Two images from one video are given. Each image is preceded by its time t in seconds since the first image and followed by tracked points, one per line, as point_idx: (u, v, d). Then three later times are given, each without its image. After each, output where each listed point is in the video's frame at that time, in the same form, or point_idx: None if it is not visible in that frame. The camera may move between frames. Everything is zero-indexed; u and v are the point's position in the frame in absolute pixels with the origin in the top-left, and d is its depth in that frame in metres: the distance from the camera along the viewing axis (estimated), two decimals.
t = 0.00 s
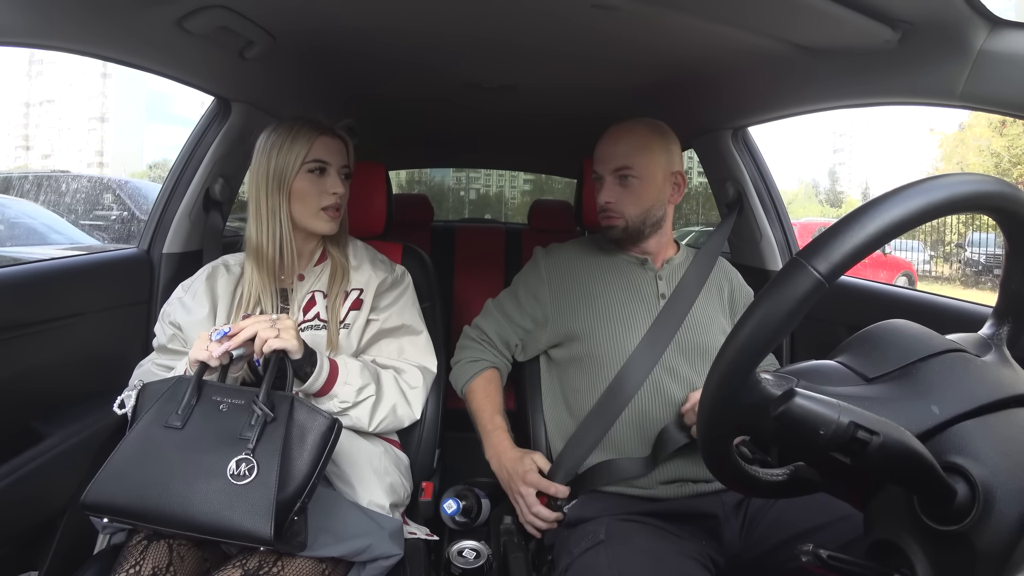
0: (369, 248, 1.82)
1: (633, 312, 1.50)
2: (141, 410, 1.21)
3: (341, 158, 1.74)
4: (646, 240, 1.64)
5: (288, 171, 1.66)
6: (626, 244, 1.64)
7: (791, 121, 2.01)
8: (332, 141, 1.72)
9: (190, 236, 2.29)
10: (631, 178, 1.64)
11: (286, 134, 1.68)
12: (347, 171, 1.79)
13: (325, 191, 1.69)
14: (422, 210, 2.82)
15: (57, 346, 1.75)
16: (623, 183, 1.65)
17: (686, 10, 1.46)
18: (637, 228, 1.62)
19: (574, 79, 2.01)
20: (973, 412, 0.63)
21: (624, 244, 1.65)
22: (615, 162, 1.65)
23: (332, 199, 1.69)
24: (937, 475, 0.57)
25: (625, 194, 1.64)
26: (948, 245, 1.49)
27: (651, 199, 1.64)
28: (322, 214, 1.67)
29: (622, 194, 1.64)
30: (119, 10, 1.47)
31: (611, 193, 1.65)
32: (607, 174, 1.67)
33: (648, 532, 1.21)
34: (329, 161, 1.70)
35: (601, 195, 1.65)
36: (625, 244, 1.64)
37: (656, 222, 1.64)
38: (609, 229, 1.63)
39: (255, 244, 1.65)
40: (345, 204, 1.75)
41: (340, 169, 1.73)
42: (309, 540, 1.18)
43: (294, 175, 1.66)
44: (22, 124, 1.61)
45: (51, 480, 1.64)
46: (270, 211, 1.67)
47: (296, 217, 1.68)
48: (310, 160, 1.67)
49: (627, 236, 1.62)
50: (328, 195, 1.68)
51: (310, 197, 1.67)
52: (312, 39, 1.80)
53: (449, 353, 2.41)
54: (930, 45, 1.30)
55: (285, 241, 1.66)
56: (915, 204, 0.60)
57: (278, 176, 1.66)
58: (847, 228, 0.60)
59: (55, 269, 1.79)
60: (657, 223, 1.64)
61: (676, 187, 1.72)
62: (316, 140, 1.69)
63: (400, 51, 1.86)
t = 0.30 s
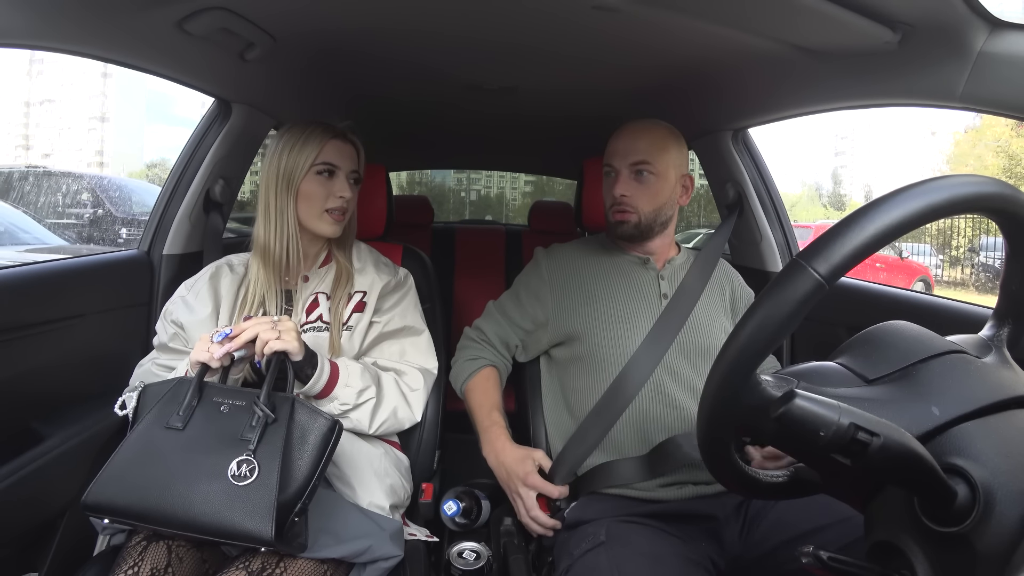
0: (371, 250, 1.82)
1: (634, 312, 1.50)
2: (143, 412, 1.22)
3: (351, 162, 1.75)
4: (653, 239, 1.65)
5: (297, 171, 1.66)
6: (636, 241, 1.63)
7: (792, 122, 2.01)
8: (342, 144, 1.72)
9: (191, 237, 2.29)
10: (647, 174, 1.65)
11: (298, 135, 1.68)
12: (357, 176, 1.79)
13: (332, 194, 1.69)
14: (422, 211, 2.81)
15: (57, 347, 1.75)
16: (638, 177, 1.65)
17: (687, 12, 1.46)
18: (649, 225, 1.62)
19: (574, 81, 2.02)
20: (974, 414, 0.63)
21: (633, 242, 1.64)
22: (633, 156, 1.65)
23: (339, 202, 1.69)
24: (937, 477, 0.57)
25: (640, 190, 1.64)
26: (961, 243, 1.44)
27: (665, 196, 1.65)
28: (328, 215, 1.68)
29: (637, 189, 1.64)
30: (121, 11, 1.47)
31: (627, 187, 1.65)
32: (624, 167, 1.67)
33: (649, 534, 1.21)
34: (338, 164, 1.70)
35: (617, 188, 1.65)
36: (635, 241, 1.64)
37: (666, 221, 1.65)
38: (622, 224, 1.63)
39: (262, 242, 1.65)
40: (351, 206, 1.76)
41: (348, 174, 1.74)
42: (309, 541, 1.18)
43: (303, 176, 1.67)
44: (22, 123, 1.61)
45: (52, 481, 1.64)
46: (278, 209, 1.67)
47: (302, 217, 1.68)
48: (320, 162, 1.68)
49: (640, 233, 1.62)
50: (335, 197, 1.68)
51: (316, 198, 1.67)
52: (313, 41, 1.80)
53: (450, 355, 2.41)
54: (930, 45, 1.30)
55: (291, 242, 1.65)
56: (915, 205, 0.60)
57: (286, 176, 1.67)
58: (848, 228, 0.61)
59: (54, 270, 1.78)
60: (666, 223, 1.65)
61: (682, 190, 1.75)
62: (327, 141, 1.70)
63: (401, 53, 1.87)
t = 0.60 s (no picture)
0: (370, 250, 1.82)
1: (630, 313, 1.50)
2: (143, 413, 1.22)
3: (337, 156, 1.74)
4: (644, 236, 1.65)
5: (279, 172, 1.66)
6: (626, 238, 1.64)
7: (792, 123, 2.01)
8: (326, 140, 1.71)
9: (191, 237, 2.29)
10: (636, 170, 1.65)
11: (279, 134, 1.68)
12: (343, 171, 1.77)
13: (316, 190, 1.68)
14: (422, 211, 2.82)
15: (57, 347, 1.75)
16: (627, 174, 1.65)
17: (687, 13, 1.46)
18: (639, 222, 1.63)
19: (574, 81, 2.02)
20: (975, 414, 0.63)
21: (624, 238, 1.65)
22: (620, 152, 1.66)
23: (323, 198, 1.68)
24: (937, 477, 0.57)
25: (629, 186, 1.64)
26: (969, 248, 1.41)
27: (654, 193, 1.65)
28: (314, 212, 1.67)
29: (626, 186, 1.64)
30: (121, 12, 1.47)
31: (616, 183, 1.65)
32: (612, 164, 1.67)
33: (649, 534, 1.21)
34: (321, 160, 1.69)
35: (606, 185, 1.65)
36: (626, 238, 1.64)
37: (656, 219, 1.65)
38: (612, 221, 1.63)
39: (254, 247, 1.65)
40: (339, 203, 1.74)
41: (334, 169, 1.72)
42: (309, 541, 1.18)
43: (285, 176, 1.67)
44: (22, 123, 1.60)
45: (52, 481, 1.64)
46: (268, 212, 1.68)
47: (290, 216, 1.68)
48: (299, 159, 1.67)
49: (629, 229, 1.63)
50: (319, 194, 1.68)
51: (302, 196, 1.67)
52: (312, 41, 1.80)
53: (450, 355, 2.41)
54: (930, 46, 1.30)
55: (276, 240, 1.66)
56: (915, 205, 0.60)
57: (269, 176, 1.67)
58: (848, 228, 0.61)
59: (53, 271, 1.78)
60: (656, 220, 1.65)
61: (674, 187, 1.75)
62: (309, 138, 1.69)
63: (401, 53, 1.87)
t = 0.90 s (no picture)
0: (370, 249, 1.82)
1: (632, 312, 1.50)
2: (143, 413, 1.22)
3: (324, 152, 1.70)
4: (649, 237, 1.66)
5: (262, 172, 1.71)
6: (631, 238, 1.64)
7: (792, 122, 2.01)
8: (307, 135, 1.69)
9: (191, 237, 2.29)
10: (646, 169, 1.65)
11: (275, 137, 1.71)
12: (330, 168, 1.71)
13: (289, 184, 1.67)
14: (422, 211, 2.82)
15: (57, 347, 1.75)
16: (638, 173, 1.65)
17: (687, 12, 1.46)
18: (647, 222, 1.63)
19: (575, 81, 2.02)
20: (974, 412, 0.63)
21: (631, 238, 1.64)
22: (632, 151, 1.66)
23: (298, 193, 1.66)
24: (936, 476, 0.57)
25: (638, 184, 1.64)
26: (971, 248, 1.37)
27: (662, 194, 1.66)
28: (286, 207, 1.66)
29: (637, 184, 1.64)
30: (121, 11, 1.47)
31: (627, 181, 1.65)
32: (628, 161, 1.66)
33: (648, 534, 1.22)
34: (298, 156, 1.68)
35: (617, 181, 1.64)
36: (633, 238, 1.64)
37: (663, 219, 1.66)
38: (621, 219, 1.62)
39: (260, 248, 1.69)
40: (321, 198, 1.69)
41: (311, 164, 1.69)
42: (309, 541, 1.18)
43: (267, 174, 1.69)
44: (21, 122, 1.60)
45: (52, 481, 1.65)
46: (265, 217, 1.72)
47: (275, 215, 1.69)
48: (280, 155, 1.68)
49: (637, 229, 1.62)
50: (291, 188, 1.66)
51: (279, 192, 1.67)
52: (312, 41, 1.80)
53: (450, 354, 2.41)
54: (930, 46, 1.29)
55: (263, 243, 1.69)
56: (915, 204, 0.60)
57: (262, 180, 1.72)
58: (848, 229, 0.61)
59: (52, 271, 1.78)
60: (663, 221, 1.66)
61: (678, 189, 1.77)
62: (291, 135, 1.70)
63: (402, 53, 1.87)
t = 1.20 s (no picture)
0: (370, 249, 1.82)
1: (636, 311, 1.50)
2: (142, 413, 1.22)
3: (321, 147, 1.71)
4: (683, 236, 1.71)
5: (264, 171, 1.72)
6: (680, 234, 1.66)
7: (792, 122, 2.01)
8: (305, 134, 1.70)
9: (190, 237, 2.29)
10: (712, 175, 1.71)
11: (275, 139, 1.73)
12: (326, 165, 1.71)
13: (287, 180, 1.67)
14: (422, 211, 2.82)
15: (56, 347, 1.75)
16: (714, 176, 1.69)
17: (687, 12, 1.46)
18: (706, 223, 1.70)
19: (575, 81, 2.02)
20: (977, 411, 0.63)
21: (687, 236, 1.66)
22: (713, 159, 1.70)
23: (302, 188, 1.66)
24: (936, 477, 0.57)
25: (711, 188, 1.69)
26: (977, 248, 1.33)
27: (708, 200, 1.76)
28: (285, 202, 1.66)
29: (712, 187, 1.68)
30: (121, 11, 1.47)
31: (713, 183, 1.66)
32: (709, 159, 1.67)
33: (648, 533, 1.22)
34: (297, 152, 1.69)
35: (713, 182, 1.63)
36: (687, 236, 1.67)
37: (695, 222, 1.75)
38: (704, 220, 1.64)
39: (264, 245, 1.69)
40: (320, 195, 1.70)
41: (310, 161, 1.70)
42: (309, 541, 1.18)
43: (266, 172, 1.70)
44: (21, 122, 1.60)
45: (52, 481, 1.65)
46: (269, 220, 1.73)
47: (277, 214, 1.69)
48: (280, 153, 1.69)
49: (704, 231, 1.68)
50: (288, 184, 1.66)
51: (279, 190, 1.68)
52: (312, 41, 1.80)
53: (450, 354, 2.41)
54: (930, 46, 1.30)
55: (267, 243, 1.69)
56: (915, 204, 0.60)
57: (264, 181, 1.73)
58: (847, 229, 0.61)
59: (52, 271, 1.78)
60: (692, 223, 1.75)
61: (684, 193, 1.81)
62: (289, 134, 1.71)
63: (402, 53, 1.86)
